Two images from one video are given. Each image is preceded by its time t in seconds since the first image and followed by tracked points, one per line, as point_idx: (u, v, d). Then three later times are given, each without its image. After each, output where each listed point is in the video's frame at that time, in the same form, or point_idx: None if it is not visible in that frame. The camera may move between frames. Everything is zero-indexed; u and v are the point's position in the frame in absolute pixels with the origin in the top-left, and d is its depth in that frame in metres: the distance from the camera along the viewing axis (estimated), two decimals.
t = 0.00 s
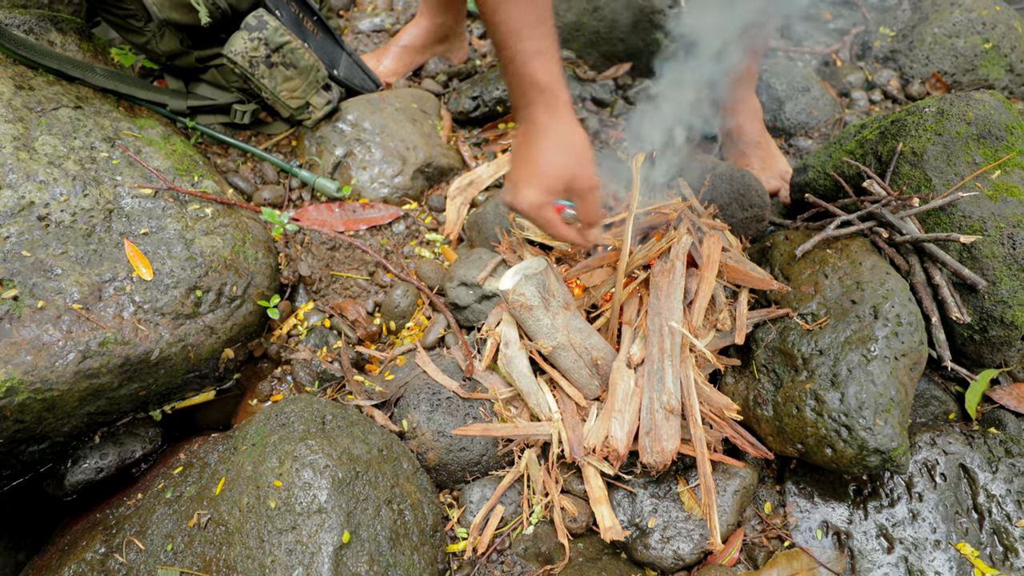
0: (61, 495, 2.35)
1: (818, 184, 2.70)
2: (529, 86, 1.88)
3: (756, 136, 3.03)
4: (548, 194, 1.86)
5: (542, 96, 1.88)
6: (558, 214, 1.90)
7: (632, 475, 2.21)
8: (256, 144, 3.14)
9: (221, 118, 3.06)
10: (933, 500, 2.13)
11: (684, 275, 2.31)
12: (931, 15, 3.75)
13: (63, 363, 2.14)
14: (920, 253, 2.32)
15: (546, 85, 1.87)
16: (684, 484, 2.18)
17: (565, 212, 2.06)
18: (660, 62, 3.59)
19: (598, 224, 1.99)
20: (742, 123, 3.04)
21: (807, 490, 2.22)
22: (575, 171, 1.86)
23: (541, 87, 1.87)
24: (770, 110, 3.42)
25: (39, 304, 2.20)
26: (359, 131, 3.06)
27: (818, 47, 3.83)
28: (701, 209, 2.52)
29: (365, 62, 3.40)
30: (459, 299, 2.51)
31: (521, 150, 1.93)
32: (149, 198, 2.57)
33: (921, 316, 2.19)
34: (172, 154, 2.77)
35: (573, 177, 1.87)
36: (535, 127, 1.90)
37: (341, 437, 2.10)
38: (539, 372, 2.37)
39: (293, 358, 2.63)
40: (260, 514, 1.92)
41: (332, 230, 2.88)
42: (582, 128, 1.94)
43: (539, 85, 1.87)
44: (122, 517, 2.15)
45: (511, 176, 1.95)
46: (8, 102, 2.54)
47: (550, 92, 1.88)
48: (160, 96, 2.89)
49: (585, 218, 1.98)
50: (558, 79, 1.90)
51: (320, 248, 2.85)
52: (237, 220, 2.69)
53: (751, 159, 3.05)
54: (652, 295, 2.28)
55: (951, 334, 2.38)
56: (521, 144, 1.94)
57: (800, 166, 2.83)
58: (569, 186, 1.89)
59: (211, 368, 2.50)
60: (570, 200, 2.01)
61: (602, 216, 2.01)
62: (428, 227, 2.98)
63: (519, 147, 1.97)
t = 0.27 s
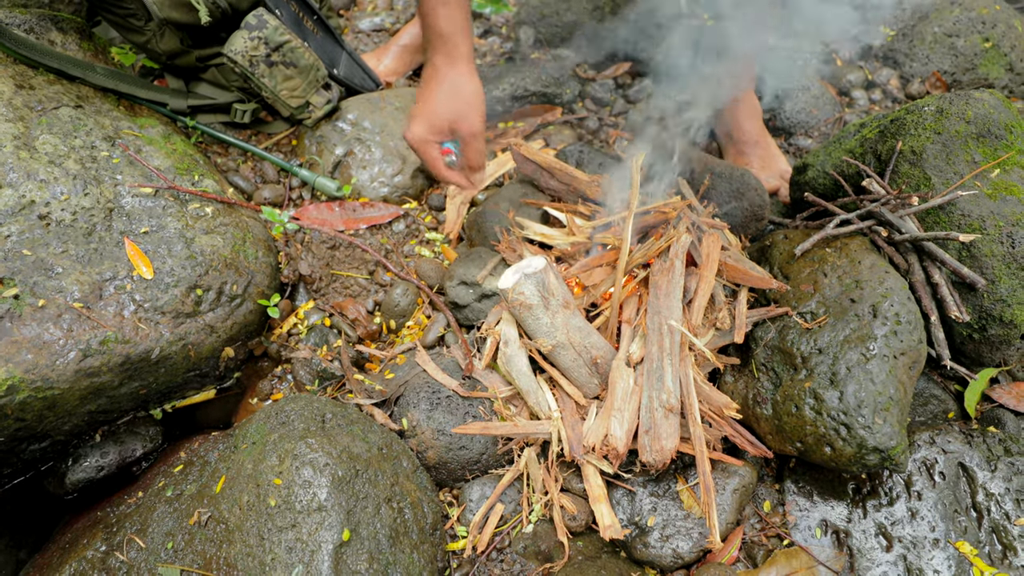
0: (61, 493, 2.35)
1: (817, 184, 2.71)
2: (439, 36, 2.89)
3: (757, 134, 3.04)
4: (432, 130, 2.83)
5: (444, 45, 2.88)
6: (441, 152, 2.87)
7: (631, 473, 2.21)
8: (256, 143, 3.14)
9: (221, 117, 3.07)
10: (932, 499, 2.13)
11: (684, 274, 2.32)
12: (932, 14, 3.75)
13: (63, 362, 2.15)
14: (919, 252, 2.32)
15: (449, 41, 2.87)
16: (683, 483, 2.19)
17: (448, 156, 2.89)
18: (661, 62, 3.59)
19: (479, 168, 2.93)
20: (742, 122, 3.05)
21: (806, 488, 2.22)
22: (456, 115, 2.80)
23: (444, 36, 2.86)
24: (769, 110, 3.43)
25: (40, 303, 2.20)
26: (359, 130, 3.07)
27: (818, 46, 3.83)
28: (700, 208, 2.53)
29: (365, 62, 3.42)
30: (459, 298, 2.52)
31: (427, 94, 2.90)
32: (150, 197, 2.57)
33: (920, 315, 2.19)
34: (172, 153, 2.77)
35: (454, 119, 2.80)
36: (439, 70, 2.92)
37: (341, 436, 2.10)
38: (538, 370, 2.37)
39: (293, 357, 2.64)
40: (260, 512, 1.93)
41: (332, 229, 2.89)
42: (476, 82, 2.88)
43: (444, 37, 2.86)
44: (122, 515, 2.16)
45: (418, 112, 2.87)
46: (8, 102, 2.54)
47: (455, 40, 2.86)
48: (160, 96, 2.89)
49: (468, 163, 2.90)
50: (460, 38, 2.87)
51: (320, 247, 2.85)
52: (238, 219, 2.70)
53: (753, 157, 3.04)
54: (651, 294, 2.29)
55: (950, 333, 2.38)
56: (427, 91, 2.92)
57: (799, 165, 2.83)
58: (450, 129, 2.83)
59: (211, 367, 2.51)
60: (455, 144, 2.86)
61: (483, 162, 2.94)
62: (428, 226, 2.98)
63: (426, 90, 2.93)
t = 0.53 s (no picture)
0: (82, 501, 2.47)
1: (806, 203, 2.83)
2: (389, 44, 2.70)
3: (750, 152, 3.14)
4: (401, 158, 2.95)
5: (402, 92, 2.78)
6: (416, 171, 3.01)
7: (626, 482, 2.33)
8: (266, 160, 3.24)
9: (231, 135, 3.18)
10: (911, 508, 2.25)
11: (676, 293, 2.43)
12: (922, 31, 3.85)
13: (86, 377, 2.26)
14: (902, 272, 2.43)
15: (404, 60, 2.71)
16: (675, 492, 2.30)
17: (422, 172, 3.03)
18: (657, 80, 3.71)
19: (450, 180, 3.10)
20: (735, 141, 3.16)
21: (792, 497, 2.34)
22: (422, 143, 2.88)
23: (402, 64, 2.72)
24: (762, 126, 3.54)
25: (63, 320, 2.31)
26: (365, 148, 3.18)
27: (811, 62, 3.93)
28: (693, 228, 2.64)
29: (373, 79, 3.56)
30: (462, 314, 2.64)
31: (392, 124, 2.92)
32: (165, 216, 2.68)
33: (901, 333, 2.30)
34: (186, 172, 2.88)
35: (420, 146, 2.89)
36: (397, 111, 2.86)
37: (350, 448, 2.22)
38: (538, 384, 2.49)
39: (302, 369, 2.74)
40: (275, 521, 2.04)
41: (338, 244, 3.00)
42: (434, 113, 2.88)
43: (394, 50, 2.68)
44: (142, 523, 2.27)
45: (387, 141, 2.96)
46: (29, 125, 2.65)
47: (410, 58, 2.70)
48: (173, 116, 3.00)
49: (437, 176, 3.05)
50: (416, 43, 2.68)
51: (327, 262, 2.97)
52: (249, 237, 2.81)
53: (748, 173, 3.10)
54: (645, 312, 2.40)
55: (931, 349, 2.50)
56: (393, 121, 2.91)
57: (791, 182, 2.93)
58: (419, 153, 2.92)
59: (225, 380, 2.62)
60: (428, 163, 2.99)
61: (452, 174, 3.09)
62: (431, 241, 3.09)
63: (393, 123, 2.91)
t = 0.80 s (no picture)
0: (106, 513, 2.60)
1: (796, 225, 2.95)
2: (405, 172, 1.55)
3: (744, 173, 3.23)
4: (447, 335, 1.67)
5: (441, 240, 1.60)
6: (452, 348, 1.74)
7: (623, 495, 2.45)
8: (277, 182, 3.37)
9: (243, 159, 3.29)
10: (893, 520, 2.37)
11: (670, 315, 2.57)
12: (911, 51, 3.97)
13: (112, 397, 2.39)
14: (885, 294, 2.55)
15: (426, 187, 1.52)
16: (669, 504, 2.42)
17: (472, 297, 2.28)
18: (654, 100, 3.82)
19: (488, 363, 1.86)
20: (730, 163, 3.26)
21: (781, 509, 2.46)
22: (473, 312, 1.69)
23: (423, 194, 1.54)
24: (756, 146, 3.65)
25: (90, 343, 2.46)
26: (372, 171, 3.30)
27: (804, 81, 4.05)
28: (688, 250, 2.77)
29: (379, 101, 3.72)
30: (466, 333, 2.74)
31: (417, 289, 1.68)
32: (183, 241, 2.81)
33: (883, 354, 2.44)
34: (202, 197, 3.01)
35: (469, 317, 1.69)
36: (430, 269, 1.66)
37: (362, 464, 2.35)
38: (539, 401, 2.59)
39: (314, 386, 2.86)
40: (293, 534, 2.17)
41: (347, 264, 3.13)
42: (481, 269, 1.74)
43: (417, 176, 1.50)
44: (165, 535, 2.39)
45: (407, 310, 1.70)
46: (54, 154, 2.79)
47: (450, 184, 1.53)
48: (189, 141, 3.13)
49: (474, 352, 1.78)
50: (449, 154, 1.49)
51: (337, 282, 3.09)
52: (263, 259, 2.94)
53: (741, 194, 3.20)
54: (641, 334, 2.54)
55: (913, 368, 2.62)
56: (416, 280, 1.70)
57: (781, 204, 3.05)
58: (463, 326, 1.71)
59: (241, 397, 2.75)
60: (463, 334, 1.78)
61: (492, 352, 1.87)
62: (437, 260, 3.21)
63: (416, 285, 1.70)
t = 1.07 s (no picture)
0: (127, 530, 2.61)
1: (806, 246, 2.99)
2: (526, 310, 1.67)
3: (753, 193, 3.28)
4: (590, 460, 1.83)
5: (567, 372, 1.73)
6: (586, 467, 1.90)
7: (637, 515, 2.49)
8: (293, 202, 3.40)
9: (260, 178, 3.36)
10: (902, 540, 2.42)
11: (684, 336, 2.61)
12: (917, 70, 4.03)
13: (136, 418, 2.44)
14: (895, 317, 2.60)
15: (558, 323, 1.63)
16: (683, 523, 2.48)
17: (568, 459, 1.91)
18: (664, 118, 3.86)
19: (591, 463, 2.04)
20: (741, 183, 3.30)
21: (792, 529, 2.50)
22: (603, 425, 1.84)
23: (554, 330, 1.64)
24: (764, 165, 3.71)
25: (114, 363, 2.51)
26: (387, 190, 3.34)
27: (811, 99, 4.10)
28: (700, 272, 2.81)
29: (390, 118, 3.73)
30: (482, 352, 2.82)
31: (545, 424, 1.80)
32: (204, 261, 2.86)
33: (893, 376, 2.48)
34: (221, 218, 3.06)
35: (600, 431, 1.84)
36: (557, 402, 1.77)
37: (382, 484, 2.40)
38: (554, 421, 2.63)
39: (332, 405, 2.91)
40: (315, 554, 2.23)
41: (362, 282, 3.18)
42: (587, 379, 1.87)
43: (548, 311, 1.62)
44: (188, 553, 2.43)
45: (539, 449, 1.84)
46: (77, 176, 2.84)
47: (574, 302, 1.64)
48: (208, 161, 3.17)
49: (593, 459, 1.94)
50: (573, 290, 1.62)
51: (353, 300, 3.14)
52: (281, 279, 2.99)
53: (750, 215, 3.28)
54: (655, 356, 2.59)
55: (923, 389, 2.65)
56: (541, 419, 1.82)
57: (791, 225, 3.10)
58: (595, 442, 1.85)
59: (259, 415, 2.79)
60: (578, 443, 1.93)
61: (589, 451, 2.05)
62: (451, 278, 3.26)
63: (542, 420, 1.82)
